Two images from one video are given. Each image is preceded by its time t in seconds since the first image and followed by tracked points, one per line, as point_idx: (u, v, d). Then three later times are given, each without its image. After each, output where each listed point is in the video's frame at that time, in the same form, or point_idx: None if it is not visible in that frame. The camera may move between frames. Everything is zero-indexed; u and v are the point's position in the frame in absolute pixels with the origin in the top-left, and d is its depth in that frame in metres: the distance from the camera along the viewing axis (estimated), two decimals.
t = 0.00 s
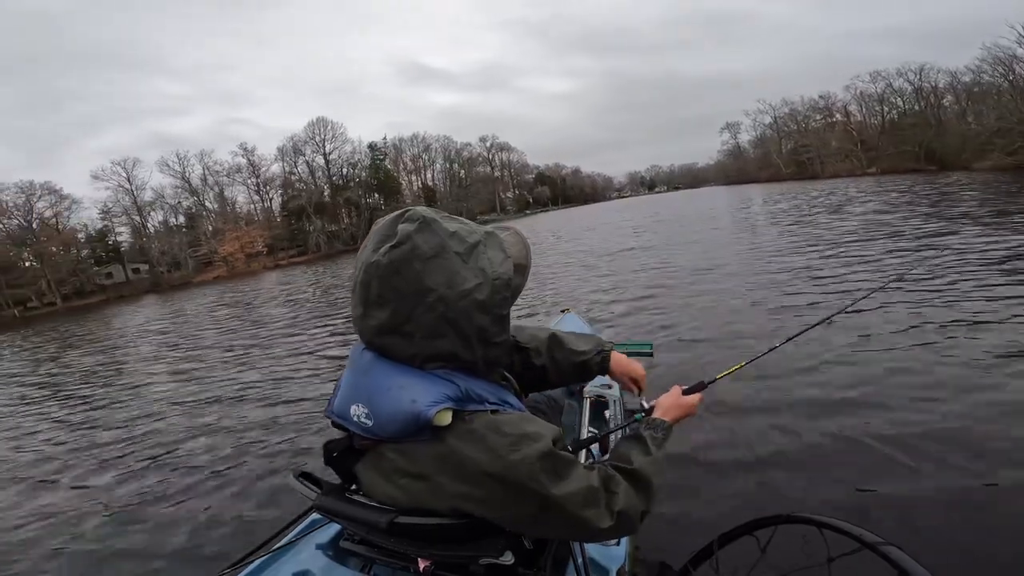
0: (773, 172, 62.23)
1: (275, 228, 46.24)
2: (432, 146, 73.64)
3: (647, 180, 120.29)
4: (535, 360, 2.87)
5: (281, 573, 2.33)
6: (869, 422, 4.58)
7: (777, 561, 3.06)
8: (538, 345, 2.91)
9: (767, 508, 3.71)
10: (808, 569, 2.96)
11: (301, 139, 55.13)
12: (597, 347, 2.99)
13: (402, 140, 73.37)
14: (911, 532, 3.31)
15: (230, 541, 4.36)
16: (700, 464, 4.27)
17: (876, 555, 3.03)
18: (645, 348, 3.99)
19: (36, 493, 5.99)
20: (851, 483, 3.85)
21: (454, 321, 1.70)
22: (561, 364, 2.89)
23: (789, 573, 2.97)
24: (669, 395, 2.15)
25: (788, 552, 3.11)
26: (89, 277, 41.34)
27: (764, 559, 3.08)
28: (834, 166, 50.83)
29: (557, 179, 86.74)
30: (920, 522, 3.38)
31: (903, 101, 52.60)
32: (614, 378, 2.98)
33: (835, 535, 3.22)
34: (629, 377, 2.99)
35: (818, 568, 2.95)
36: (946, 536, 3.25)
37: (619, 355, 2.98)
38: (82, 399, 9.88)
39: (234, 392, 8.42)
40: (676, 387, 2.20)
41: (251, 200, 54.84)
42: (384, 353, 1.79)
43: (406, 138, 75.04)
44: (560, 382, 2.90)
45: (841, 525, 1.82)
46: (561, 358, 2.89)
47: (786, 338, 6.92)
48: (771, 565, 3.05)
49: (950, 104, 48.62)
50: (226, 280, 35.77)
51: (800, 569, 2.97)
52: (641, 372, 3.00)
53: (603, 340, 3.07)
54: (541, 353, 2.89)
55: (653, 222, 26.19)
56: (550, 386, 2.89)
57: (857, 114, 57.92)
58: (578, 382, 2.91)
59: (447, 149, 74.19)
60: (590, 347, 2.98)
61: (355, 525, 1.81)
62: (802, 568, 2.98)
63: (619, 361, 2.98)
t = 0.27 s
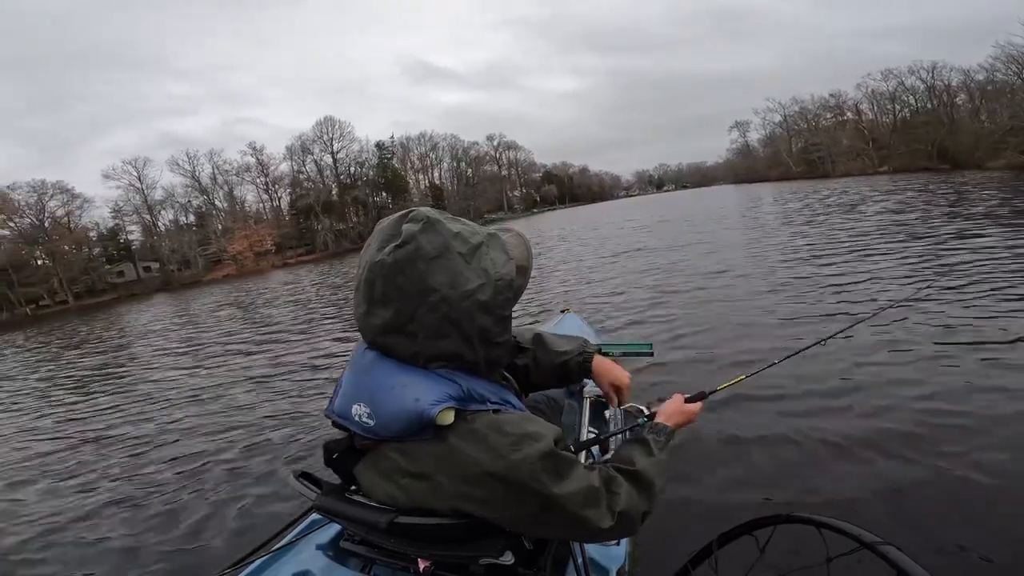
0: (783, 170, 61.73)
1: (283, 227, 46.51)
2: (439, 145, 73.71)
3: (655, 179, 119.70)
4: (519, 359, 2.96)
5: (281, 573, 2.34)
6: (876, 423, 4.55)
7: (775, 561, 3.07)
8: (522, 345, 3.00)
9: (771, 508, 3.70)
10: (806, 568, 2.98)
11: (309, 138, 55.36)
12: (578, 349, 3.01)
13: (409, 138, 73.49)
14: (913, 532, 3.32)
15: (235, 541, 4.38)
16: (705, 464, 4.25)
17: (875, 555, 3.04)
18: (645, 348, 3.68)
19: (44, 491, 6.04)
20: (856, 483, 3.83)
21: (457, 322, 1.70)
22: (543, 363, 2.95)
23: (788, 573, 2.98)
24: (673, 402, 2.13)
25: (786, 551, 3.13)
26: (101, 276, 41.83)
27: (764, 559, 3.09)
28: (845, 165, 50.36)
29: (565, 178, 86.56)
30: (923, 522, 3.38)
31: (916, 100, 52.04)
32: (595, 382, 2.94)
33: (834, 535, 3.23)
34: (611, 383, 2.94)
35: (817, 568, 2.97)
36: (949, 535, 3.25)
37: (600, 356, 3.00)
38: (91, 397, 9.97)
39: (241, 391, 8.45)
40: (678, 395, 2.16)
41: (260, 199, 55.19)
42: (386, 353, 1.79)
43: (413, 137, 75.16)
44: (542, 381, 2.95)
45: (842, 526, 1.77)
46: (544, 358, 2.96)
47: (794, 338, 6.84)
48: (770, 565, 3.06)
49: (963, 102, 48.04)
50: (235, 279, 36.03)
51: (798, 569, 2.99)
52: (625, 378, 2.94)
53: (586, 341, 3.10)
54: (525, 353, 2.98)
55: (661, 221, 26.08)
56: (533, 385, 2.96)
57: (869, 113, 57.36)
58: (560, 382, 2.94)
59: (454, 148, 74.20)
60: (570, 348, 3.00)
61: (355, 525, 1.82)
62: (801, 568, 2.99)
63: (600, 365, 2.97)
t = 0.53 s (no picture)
0: (794, 170, 61.25)
1: (291, 223, 46.71)
2: (447, 142, 73.70)
3: (663, 178, 119.23)
4: (530, 359, 2.87)
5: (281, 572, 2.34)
6: (879, 424, 4.52)
7: (780, 561, 3.08)
8: (532, 345, 2.92)
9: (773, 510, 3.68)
10: (811, 568, 2.99)
11: (318, 135, 55.50)
12: (592, 344, 3.00)
13: (417, 135, 73.52)
14: (916, 533, 3.31)
15: (236, 540, 4.39)
16: (708, 465, 4.23)
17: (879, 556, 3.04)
18: (645, 347, 3.85)
19: (50, 487, 6.09)
20: (859, 484, 3.82)
21: (458, 320, 1.70)
22: (558, 362, 2.91)
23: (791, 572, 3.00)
24: (663, 404, 2.19)
25: (792, 551, 3.15)
26: (110, 270, 42.21)
27: (768, 559, 3.11)
28: (856, 165, 49.90)
29: (573, 176, 86.36)
30: (927, 523, 3.36)
31: (930, 100, 51.48)
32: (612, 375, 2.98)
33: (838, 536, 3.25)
34: (630, 373, 2.98)
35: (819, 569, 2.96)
36: (953, 537, 3.24)
37: (613, 350, 3.01)
38: (98, 392, 10.05)
39: (245, 388, 8.48)
40: (669, 398, 2.24)
41: (269, 195, 55.42)
42: (387, 352, 1.79)
43: (421, 133, 75.18)
44: (557, 379, 2.90)
45: (844, 526, 1.77)
46: (557, 357, 2.91)
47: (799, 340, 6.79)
48: (772, 565, 3.07)
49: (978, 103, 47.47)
50: (242, 274, 36.24)
51: (803, 569, 3.00)
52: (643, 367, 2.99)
53: (597, 337, 3.08)
54: (536, 354, 2.89)
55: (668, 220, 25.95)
56: (546, 386, 2.90)
57: (881, 113, 56.79)
58: (575, 379, 2.93)
59: (462, 146, 74.12)
60: (585, 343, 2.99)
61: (356, 525, 1.82)
62: (802, 569, 2.98)
63: (616, 357, 3.00)
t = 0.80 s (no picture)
0: (802, 170, 60.80)
1: (298, 222, 46.91)
2: (454, 141, 73.74)
3: (671, 177, 118.67)
4: (533, 364, 2.91)
5: (281, 573, 2.34)
6: (885, 425, 4.50)
7: (778, 561, 3.06)
8: (534, 349, 2.95)
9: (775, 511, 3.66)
10: (808, 568, 2.97)
11: (325, 134, 55.72)
12: (593, 353, 3.06)
13: (424, 134, 73.61)
14: (917, 534, 3.30)
15: (240, 538, 4.41)
16: (711, 465, 4.21)
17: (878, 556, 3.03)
18: (644, 348, 3.71)
19: (55, 485, 6.13)
20: (862, 485, 3.80)
21: (458, 319, 1.70)
22: (558, 369, 2.94)
23: (790, 572, 2.97)
24: (658, 401, 2.24)
25: (789, 550, 3.12)
26: (120, 268, 42.61)
27: (766, 558, 3.08)
28: (866, 165, 49.48)
29: (580, 175, 86.17)
30: (928, 524, 3.36)
31: (941, 99, 50.98)
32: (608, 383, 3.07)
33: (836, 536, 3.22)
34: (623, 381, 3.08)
35: (819, 568, 2.96)
36: (954, 538, 3.23)
37: (613, 361, 3.10)
38: (104, 390, 10.12)
39: (249, 387, 8.51)
40: (664, 395, 2.29)
41: (276, 194, 55.71)
42: (386, 351, 1.80)
43: (428, 132, 75.25)
44: (558, 384, 2.93)
45: (840, 524, 1.82)
46: (558, 363, 2.94)
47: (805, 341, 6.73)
48: (771, 565, 3.04)
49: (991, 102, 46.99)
50: (249, 273, 36.44)
51: (801, 569, 2.97)
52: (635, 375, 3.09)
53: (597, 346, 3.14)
54: (538, 358, 2.93)
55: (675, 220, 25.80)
56: (548, 389, 2.92)
57: (892, 113, 56.29)
58: (575, 384, 2.97)
59: (468, 145, 74.04)
60: (586, 351, 3.05)
61: (355, 525, 1.82)
62: (801, 569, 2.99)
63: (613, 366, 3.09)
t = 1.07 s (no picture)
0: (811, 169, 60.38)
1: (306, 221, 47.13)
2: (460, 140, 73.77)
3: (677, 176, 118.09)
4: (520, 360, 2.96)
5: (281, 573, 2.34)
6: (891, 426, 4.46)
7: (779, 561, 3.08)
8: (522, 348, 3.01)
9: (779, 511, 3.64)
10: (809, 568, 2.99)
11: (331, 133, 55.92)
12: (578, 354, 3.11)
13: (430, 133, 73.69)
14: (920, 535, 3.29)
15: (245, 536, 4.43)
16: (716, 466, 4.19)
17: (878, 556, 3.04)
18: (644, 347, 3.78)
19: (60, 484, 6.15)
20: (867, 485, 3.78)
21: (457, 320, 1.70)
22: (544, 368, 2.97)
23: (791, 572, 2.99)
24: (661, 400, 2.23)
25: (791, 551, 3.14)
26: (130, 267, 42.97)
27: (767, 559, 3.10)
28: (875, 163, 49.06)
29: (586, 174, 85.99)
30: (931, 524, 3.35)
31: (952, 98, 50.49)
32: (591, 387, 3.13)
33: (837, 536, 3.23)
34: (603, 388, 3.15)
35: (818, 569, 2.97)
36: (958, 539, 3.22)
37: (596, 363, 3.17)
38: (110, 389, 10.16)
39: (253, 386, 8.52)
40: (666, 394, 2.28)
41: (283, 193, 55.95)
42: (386, 352, 1.79)
43: (434, 131, 75.32)
44: (542, 383, 2.97)
45: (841, 525, 1.75)
46: (544, 362, 2.98)
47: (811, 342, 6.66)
48: (772, 565, 3.06)
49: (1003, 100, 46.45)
50: (256, 271, 36.65)
51: (801, 569, 3.00)
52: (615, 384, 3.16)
53: (582, 348, 3.21)
54: (524, 356, 2.98)
55: (681, 219, 25.65)
56: (534, 387, 2.96)
57: (902, 111, 55.79)
58: (561, 382, 3.00)
59: (474, 143, 74.04)
60: (571, 352, 3.09)
61: (355, 525, 1.82)
62: (800, 569, 3.00)
63: (595, 371, 3.16)
